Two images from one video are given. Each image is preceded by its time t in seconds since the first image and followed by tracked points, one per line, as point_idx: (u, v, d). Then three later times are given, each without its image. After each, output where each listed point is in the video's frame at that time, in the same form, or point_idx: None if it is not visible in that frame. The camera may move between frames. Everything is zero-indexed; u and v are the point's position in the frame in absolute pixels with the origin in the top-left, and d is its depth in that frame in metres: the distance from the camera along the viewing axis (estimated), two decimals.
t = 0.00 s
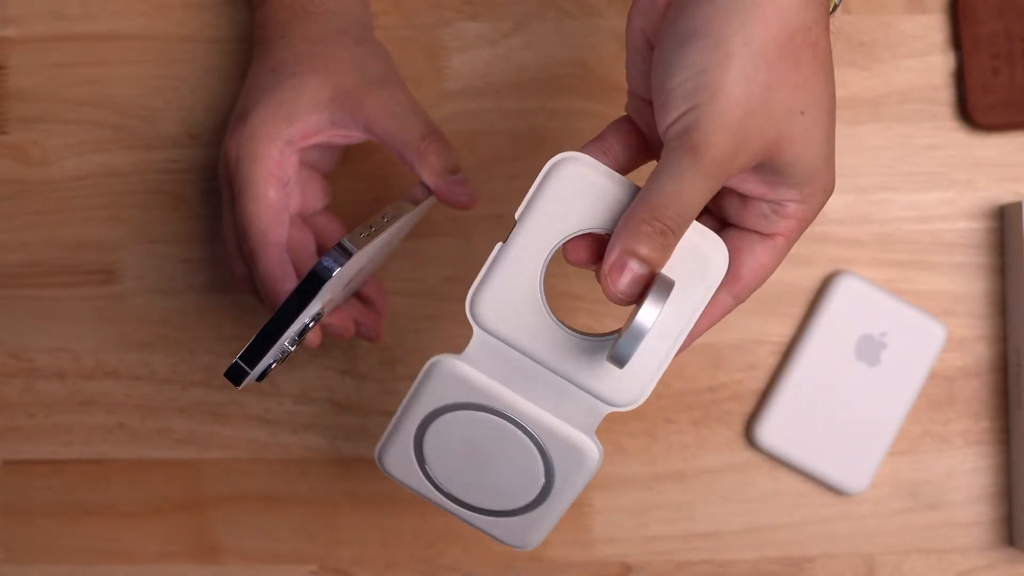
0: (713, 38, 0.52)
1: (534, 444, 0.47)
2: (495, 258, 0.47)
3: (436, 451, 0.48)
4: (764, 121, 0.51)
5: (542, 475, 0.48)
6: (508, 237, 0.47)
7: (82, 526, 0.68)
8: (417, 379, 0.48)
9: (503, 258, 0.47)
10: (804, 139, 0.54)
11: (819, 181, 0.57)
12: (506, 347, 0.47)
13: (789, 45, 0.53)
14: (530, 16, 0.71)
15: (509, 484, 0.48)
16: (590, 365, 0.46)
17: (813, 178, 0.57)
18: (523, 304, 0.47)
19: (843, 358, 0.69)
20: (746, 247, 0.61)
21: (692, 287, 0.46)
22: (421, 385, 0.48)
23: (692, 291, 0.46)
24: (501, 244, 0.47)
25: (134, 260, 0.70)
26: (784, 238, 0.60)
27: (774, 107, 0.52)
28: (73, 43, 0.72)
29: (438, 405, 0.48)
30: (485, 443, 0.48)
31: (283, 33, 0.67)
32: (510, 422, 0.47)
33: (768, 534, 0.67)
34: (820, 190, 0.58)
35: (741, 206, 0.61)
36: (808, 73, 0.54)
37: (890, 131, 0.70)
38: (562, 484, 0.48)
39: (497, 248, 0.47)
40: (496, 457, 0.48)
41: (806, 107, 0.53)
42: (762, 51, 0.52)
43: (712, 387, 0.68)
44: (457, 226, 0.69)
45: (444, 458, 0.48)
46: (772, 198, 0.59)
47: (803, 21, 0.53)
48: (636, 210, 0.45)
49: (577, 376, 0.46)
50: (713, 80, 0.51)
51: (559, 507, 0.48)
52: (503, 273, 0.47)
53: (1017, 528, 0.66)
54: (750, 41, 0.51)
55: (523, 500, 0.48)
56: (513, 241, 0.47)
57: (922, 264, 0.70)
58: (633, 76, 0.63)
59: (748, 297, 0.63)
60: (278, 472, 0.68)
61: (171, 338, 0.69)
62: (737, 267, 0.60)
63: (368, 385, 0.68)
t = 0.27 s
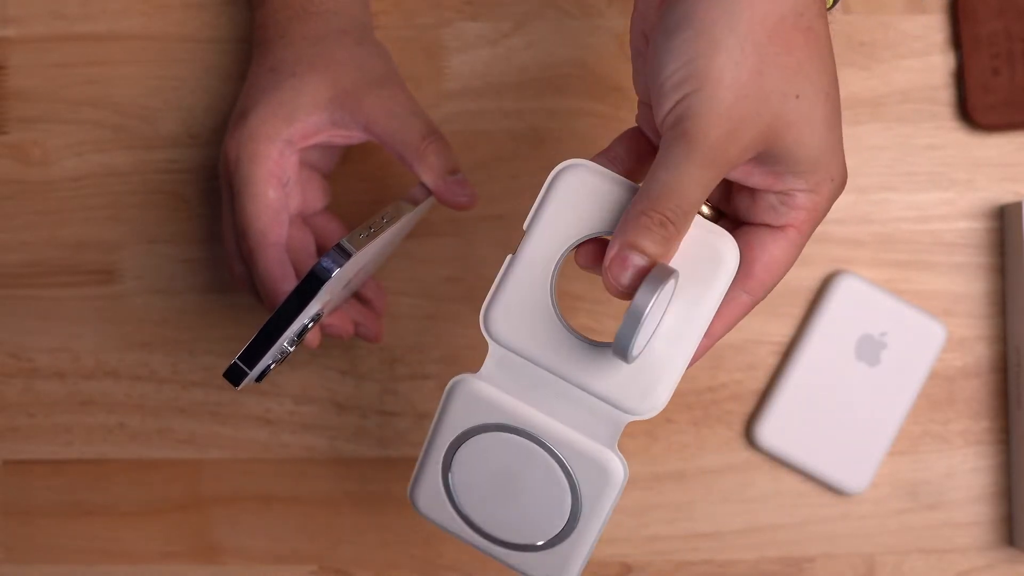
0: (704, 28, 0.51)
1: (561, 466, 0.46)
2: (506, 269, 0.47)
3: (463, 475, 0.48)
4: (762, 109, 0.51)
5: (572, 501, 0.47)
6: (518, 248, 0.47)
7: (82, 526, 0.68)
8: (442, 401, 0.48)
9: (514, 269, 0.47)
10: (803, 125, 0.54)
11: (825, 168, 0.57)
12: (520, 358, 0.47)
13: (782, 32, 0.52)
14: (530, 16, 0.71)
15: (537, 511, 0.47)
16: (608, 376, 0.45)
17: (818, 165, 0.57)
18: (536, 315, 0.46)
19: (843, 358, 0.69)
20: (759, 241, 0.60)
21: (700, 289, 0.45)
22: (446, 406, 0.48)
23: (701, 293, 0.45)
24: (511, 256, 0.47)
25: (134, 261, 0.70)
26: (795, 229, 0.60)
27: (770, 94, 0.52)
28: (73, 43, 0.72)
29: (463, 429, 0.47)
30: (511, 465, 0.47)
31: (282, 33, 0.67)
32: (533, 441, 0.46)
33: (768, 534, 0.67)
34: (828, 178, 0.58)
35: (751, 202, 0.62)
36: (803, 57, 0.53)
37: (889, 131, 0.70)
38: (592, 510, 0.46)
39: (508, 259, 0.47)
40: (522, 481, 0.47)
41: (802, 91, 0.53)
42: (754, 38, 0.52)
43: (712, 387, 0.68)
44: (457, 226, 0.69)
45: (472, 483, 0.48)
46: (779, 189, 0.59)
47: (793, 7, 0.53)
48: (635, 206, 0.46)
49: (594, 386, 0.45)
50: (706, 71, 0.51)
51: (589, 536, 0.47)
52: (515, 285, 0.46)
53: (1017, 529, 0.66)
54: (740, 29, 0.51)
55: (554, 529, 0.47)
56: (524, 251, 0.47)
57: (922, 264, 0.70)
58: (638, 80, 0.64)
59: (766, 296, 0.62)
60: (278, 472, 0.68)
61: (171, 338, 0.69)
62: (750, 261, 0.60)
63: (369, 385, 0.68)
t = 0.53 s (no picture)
0: (702, 28, 0.51)
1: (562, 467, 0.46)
2: (505, 271, 0.47)
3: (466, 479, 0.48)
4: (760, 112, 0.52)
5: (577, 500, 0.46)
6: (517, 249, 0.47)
7: (83, 526, 0.68)
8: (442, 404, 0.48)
9: (513, 270, 0.47)
10: (802, 125, 0.54)
11: (824, 167, 0.57)
12: (520, 360, 0.46)
13: (778, 32, 0.52)
14: (530, 16, 0.71)
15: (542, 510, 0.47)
16: (609, 376, 0.45)
17: (816, 165, 0.57)
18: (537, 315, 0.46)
19: (843, 359, 0.69)
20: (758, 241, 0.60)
21: (699, 288, 0.45)
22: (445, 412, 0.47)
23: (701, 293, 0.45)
24: (510, 257, 0.47)
25: (134, 260, 0.70)
26: (793, 229, 0.60)
27: (769, 98, 0.52)
28: (73, 43, 0.73)
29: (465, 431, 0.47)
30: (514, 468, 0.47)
31: (282, 33, 0.67)
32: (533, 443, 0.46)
33: (768, 534, 0.67)
34: (826, 178, 0.58)
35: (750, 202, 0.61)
36: (800, 57, 0.53)
37: (890, 131, 0.70)
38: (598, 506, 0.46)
39: (507, 261, 0.47)
40: (525, 484, 0.47)
41: (800, 90, 0.53)
42: (752, 43, 0.52)
43: (712, 387, 0.68)
44: (457, 226, 0.69)
45: (476, 485, 0.47)
46: (777, 189, 0.59)
47: (790, 7, 0.53)
48: (634, 206, 0.45)
49: (595, 387, 0.45)
50: (705, 71, 0.51)
51: (592, 537, 0.47)
52: (514, 285, 0.46)
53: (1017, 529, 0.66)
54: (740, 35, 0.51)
55: (558, 530, 0.47)
56: (522, 253, 0.47)
57: (922, 265, 0.70)
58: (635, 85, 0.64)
59: (765, 297, 0.62)
60: (278, 472, 0.68)
61: (171, 338, 0.69)
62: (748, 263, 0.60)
63: (368, 384, 0.68)
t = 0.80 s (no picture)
0: (713, 32, 0.51)
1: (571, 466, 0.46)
2: (518, 272, 0.47)
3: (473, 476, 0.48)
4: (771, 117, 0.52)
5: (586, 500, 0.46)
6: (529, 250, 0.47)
7: (83, 526, 0.68)
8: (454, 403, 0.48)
9: (526, 272, 0.46)
10: (813, 129, 0.54)
11: (835, 170, 0.57)
12: (533, 361, 0.46)
13: (790, 36, 0.52)
14: (530, 16, 0.71)
15: (550, 510, 0.47)
16: (622, 378, 0.45)
17: (826, 168, 0.57)
18: (548, 317, 0.46)
19: (842, 359, 0.69)
20: (773, 245, 0.60)
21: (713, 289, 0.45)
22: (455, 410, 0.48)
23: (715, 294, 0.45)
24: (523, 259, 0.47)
25: (135, 261, 0.70)
26: (804, 232, 0.60)
27: (781, 102, 0.52)
28: (73, 43, 0.73)
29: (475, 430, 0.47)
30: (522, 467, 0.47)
31: (282, 33, 0.67)
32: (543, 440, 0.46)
33: (768, 534, 0.67)
34: (838, 180, 0.58)
35: (762, 205, 0.61)
36: (812, 61, 0.53)
37: (889, 131, 0.70)
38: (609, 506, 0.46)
39: (519, 262, 0.47)
40: (532, 485, 0.47)
41: (812, 95, 0.53)
42: (765, 46, 0.52)
43: (712, 388, 0.68)
44: (457, 226, 0.69)
45: (483, 484, 0.48)
46: (789, 192, 0.59)
47: (802, 11, 0.53)
48: (647, 209, 0.45)
49: (607, 390, 0.45)
50: (716, 75, 0.51)
51: (598, 542, 0.46)
52: (526, 288, 0.46)
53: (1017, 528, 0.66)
54: (753, 38, 0.51)
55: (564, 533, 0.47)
56: (536, 254, 0.47)
57: (922, 265, 0.70)
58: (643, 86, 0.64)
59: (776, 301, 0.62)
60: (278, 472, 0.68)
61: (171, 338, 0.69)
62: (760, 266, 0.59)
63: (369, 384, 0.68)
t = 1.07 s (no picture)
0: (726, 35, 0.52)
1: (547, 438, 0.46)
2: (504, 261, 0.47)
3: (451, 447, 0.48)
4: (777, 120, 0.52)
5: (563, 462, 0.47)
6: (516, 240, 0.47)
7: (82, 526, 0.68)
8: (426, 382, 0.47)
9: (513, 261, 0.46)
10: (816, 136, 0.54)
11: (826, 178, 0.58)
12: (516, 350, 0.46)
13: (803, 43, 0.53)
14: (530, 16, 0.71)
15: (530, 471, 0.47)
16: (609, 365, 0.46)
17: (821, 175, 0.57)
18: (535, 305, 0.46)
19: (842, 358, 0.69)
20: (752, 245, 0.60)
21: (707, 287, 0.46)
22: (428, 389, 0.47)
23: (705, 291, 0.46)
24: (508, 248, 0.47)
25: (135, 260, 0.70)
26: (785, 234, 0.61)
27: (787, 108, 0.52)
28: (73, 43, 0.73)
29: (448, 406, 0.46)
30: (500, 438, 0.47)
31: (282, 33, 0.67)
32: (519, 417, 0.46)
33: (768, 534, 0.67)
34: (824, 185, 0.59)
35: (744, 203, 0.61)
36: (822, 69, 0.54)
37: (890, 131, 0.70)
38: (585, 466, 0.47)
39: (505, 251, 0.47)
40: (512, 451, 0.47)
41: (819, 103, 0.54)
42: (777, 51, 0.52)
43: (712, 388, 0.68)
44: (457, 226, 0.69)
45: (461, 452, 0.48)
46: (778, 194, 0.59)
47: (815, 19, 0.53)
48: (648, 206, 0.45)
49: (593, 381, 0.46)
50: (727, 77, 0.51)
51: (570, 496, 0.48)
52: (513, 276, 0.46)
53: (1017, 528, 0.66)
54: (764, 42, 0.51)
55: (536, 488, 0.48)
56: (522, 244, 0.46)
57: (922, 265, 0.70)
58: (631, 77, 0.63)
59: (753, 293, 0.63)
60: (278, 472, 0.68)
61: (171, 338, 0.69)
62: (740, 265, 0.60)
63: (369, 385, 0.68)
